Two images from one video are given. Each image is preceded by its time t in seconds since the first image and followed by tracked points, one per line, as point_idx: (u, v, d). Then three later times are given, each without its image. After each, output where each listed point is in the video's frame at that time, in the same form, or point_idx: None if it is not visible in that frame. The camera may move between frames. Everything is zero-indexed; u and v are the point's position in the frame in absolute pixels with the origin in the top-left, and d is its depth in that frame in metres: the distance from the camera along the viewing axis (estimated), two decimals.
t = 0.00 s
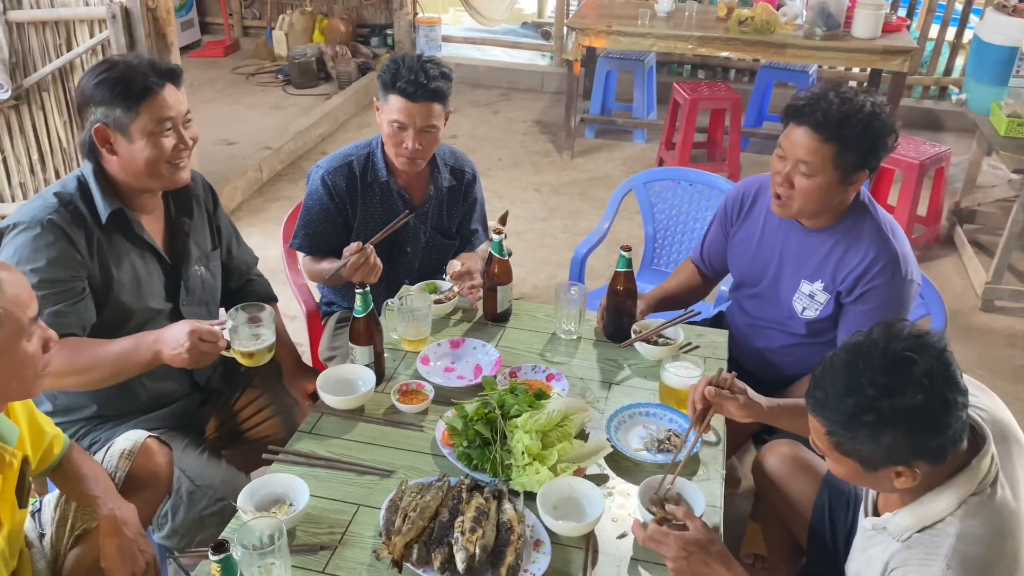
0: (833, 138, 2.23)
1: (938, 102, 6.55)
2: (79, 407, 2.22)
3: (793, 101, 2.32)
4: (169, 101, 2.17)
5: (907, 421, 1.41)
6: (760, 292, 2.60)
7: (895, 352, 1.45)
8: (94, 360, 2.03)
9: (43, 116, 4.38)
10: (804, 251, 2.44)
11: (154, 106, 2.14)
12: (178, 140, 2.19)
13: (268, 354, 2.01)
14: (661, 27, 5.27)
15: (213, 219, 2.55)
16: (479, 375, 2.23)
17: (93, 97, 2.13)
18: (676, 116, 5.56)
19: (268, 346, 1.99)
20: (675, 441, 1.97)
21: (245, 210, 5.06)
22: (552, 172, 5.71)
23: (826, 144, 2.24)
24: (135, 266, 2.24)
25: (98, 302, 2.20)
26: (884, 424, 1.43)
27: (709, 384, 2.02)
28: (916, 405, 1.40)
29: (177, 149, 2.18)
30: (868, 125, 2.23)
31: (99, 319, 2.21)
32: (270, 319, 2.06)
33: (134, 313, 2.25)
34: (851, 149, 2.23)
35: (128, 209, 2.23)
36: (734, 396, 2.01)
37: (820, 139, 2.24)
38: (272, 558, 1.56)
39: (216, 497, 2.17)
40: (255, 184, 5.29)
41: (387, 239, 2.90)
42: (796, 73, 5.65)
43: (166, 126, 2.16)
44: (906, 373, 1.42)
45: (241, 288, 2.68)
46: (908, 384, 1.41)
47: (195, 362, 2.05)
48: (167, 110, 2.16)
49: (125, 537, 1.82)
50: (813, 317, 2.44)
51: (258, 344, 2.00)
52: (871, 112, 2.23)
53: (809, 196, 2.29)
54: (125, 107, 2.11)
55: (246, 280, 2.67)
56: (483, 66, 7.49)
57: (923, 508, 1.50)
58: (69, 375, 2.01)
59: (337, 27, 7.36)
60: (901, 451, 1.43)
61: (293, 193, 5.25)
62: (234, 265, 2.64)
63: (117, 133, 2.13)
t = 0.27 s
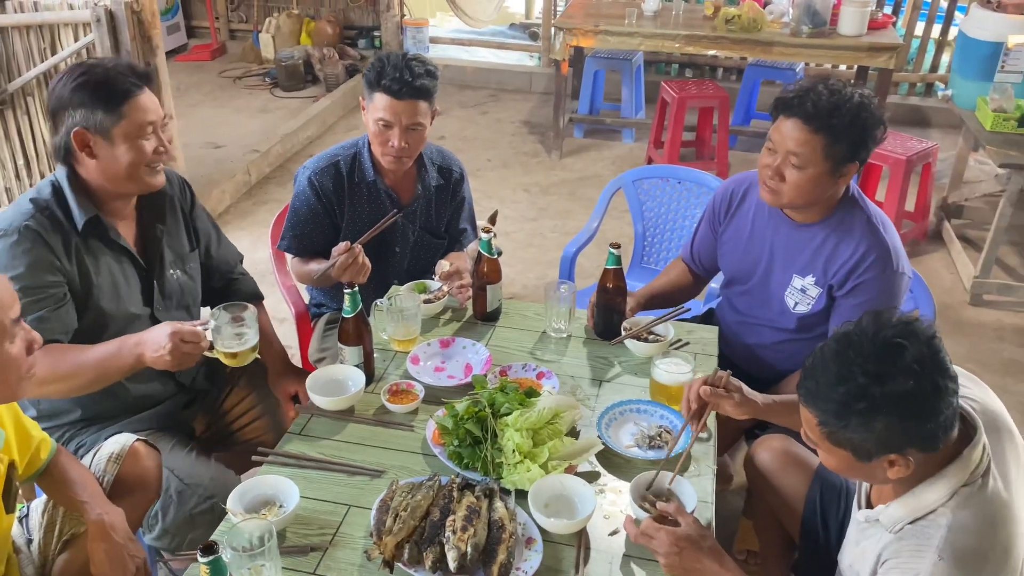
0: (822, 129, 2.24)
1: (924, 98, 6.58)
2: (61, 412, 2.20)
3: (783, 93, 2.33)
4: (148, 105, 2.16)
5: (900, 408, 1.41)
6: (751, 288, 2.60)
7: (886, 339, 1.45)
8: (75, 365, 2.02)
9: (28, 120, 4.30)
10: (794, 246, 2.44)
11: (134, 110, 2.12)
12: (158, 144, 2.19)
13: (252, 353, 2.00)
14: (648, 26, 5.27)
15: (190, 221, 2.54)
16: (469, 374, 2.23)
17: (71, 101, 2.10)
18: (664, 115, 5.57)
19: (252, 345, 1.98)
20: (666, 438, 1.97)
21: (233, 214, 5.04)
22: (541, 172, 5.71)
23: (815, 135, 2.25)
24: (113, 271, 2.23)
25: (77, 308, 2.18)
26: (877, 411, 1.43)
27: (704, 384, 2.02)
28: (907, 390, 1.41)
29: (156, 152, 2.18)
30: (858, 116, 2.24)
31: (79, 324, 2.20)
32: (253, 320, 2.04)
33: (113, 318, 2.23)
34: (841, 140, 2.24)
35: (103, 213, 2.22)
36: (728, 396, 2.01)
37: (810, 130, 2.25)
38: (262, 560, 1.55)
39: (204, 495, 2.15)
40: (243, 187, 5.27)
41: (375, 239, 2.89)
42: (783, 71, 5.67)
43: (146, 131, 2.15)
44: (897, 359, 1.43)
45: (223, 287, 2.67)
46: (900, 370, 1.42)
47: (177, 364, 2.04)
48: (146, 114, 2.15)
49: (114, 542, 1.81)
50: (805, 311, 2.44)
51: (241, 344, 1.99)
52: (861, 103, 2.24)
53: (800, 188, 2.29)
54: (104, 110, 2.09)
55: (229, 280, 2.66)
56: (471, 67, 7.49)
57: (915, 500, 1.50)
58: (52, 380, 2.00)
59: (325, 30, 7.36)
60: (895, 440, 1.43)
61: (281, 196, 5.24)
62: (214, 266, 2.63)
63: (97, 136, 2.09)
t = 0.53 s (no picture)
0: (817, 121, 2.25)
1: (913, 95, 6.61)
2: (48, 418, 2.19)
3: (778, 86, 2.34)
4: (126, 108, 2.14)
5: (897, 398, 1.41)
6: (745, 283, 2.60)
7: (884, 329, 1.45)
8: (62, 371, 2.02)
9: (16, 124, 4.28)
10: (788, 241, 2.45)
11: (114, 113, 2.11)
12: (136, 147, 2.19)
13: (238, 354, 2.00)
14: (638, 25, 5.28)
15: (171, 222, 2.53)
16: (462, 373, 2.22)
17: (51, 108, 2.06)
18: (655, 114, 5.58)
19: (237, 345, 1.98)
20: (660, 434, 1.97)
21: (225, 216, 5.03)
22: (533, 172, 5.71)
23: (810, 127, 2.26)
24: (95, 275, 2.22)
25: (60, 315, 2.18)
26: (875, 401, 1.43)
27: (696, 382, 2.02)
28: (905, 380, 1.41)
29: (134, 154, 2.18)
30: (852, 109, 2.25)
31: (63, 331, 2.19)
32: (239, 320, 2.03)
33: (97, 323, 2.23)
34: (835, 132, 2.24)
35: (80, 219, 2.21)
36: (720, 396, 2.02)
37: (803, 122, 2.26)
38: (256, 561, 1.54)
39: (197, 496, 2.13)
40: (235, 189, 5.26)
41: (366, 239, 2.88)
42: (773, 69, 5.69)
43: (125, 133, 2.14)
44: (895, 348, 1.43)
45: (208, 286, 2.67)
46: (898, 360, 1.42)
47: (162, 365, 2.02)
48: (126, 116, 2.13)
49: (107, 546, 1.80)
50: (799, 306, 2.45)
51: (226, 345, 1.97)
52: (855, 97, 2.25)
53: (795, 181, 2.29)
54: (83, 113, 2.07)
55: (213, 278, 2.66)
56: (462, 68, 7.49)
57: (912, 492, 1.50)
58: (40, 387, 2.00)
59: (315, 32, 7.35)
60: (892, 431, 1.43)
61: (273, 198, 5.22)
62: (196, 265, 2.62)
63: (78, 140, 2.07)
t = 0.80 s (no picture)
0: (819, 116, 2.25)
1: (904, 92, 6.63)
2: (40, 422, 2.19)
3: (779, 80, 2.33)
4: (103, 112, 2.13)
5: (900, 390, 1.42)
6: (741, 278, 2.61)
7: (889, 322, 1.45)
8: (55, 376, 2.03)
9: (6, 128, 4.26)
10: (785, 235, 2.45)
11: (92, 117, 2.10)
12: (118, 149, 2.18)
13: (228, 356, 1.99)
14: (630, 24, 5.29)
15: (158, 223, 2.52)
16: (457, 372, 2.22)
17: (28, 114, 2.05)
18: (647, 113, 5.59)
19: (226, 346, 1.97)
20: (654, 430, 1.97)
21: (218, 219, 5.02)
22: (526, 171, 5.71)
23: (812, 121, 2.25)
24: (83, 279, 2.22)
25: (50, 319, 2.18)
26: (877, 393, 1.43)
27: (683, 382, 1.95)
28: (910, 373, 1.41)
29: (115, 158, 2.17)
30: (854, 103, 2.25)
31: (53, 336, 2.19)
32: (229, 321, 2.03)
33: (86, 327, 2.23)
34: (837, 126, 2.24)
35: (65, 223, 2.20)
36: (707, 394, 1.96)
37: (807, 116, 2.26)
38: (251, 561, 1.54)
39: (192, 497, 2.14)
40: (227, 192, 5.25)
41: (359, 239, 2.88)
42: (764, 67, 5.71)
43: (104, 137, 2.13)
44: (900, 342, 1.43)
45: (197, 286, 2.66)
46: (902, 353, 1.42)
47: (153, 367, 2.00)
48: (96, 119, 2.10)
49: (100, 544, 1.80)
50: (795, 300, 2.45)
51: (214, 347, 1.97)
52: (857, 91, 2.26)
53: (796, 175, 2.30)
54: (49, 117, 2.05)
55: (204, 277, 2.65)
56: (454, 69, 7.49)
57: (905, 485, 1.52)
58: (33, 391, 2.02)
59: (306, 34, 7.35)
60: (892, 423, 1.44)
61: (266, 200, 5.22)
62: (185, 265, 2.61)
63: (58, 147, 2.06)
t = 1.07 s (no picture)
0: (832, 108, 2.25)
1: (897, 90, 6.65)
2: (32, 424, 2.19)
3: (791, 73, 2.34)
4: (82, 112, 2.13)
5: (910, 370, 1.42)
6: (743, 272, 2.61)
7: (902, 305, 1.45)
8: (49, 378, 2.03)
9: None
10: (791, 229, 2.46)
11: (71, 119, 2.09)
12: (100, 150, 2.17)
13: (217, 360, 1.99)
14: (622, 23, 5.30)
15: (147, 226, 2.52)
16: (452, 371, 2.22)
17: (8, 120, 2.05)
18: (641, 112, 5.60)
19: (215, 350, 1.97)
20: (649, 427, 1.97)
21: (212, 221, 5.02)
22: (520, 171, 5.72)
23: (826, 113, 2.26)
24: (73, 281, 2.22)
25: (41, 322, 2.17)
26: (887, 372, 1.44)
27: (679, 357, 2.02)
28: (922, 356, 1.41)
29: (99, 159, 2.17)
30: (867, 96, 2.25)
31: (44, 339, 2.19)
32: (221, 327, 2.03)
33: (77, 330, 2.22)
34: (849, 120, 2.25)
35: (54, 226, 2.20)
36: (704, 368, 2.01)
37: (819, 109, 2.26)
38: (247, 561, 1.54)
39: (185, 488, 2.14)
40: (221, 194, 5.24)
41: (353, 239, 2.88)
42: (758, 65, 5.72)
43: (84, 138, 2.12)
44: (912, 325, 1.43)
45: (185, 290, 2.66)
46: (914, 335, 1.42)
47: (144, 369, 2.00)
48: (78, 124, 2.10)
49: (92, 541, 1.80)
50: (797, 295, 2.45)
51: (205, 352, 1.97)
52: (870, 84, 2.26)
53: (808, 167, 2.30)
54: (28, 120, 2.05)
55: (191, 283, 2.65)
56: (447, 69, 7.49)
57: (897, 471, 1.52)
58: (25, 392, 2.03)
59: (299, 35, 7.35)
60: (899, 403, 1.44)
61: (260, 202, 5.21)
62: (175, 269, 2.61)
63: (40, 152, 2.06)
